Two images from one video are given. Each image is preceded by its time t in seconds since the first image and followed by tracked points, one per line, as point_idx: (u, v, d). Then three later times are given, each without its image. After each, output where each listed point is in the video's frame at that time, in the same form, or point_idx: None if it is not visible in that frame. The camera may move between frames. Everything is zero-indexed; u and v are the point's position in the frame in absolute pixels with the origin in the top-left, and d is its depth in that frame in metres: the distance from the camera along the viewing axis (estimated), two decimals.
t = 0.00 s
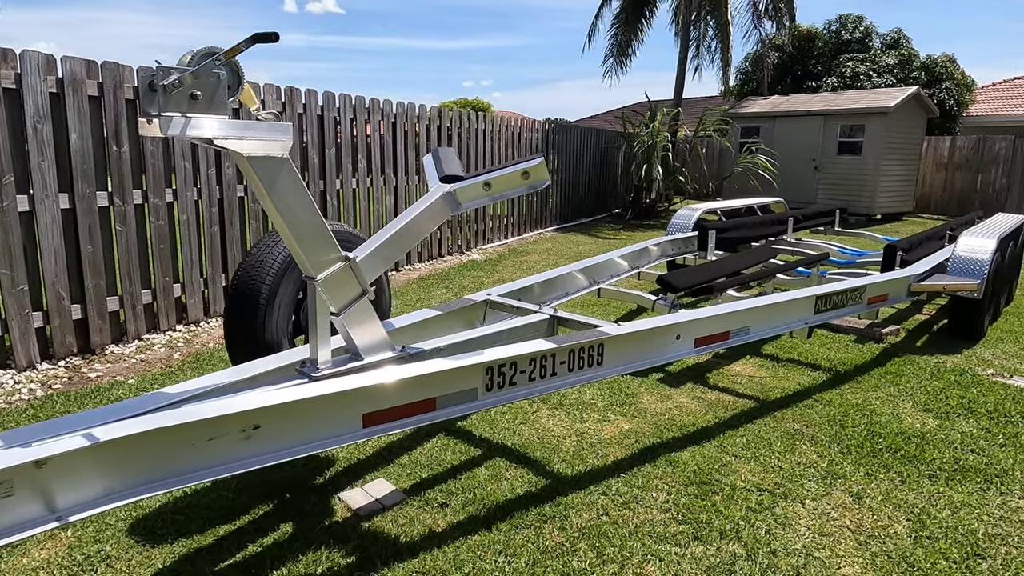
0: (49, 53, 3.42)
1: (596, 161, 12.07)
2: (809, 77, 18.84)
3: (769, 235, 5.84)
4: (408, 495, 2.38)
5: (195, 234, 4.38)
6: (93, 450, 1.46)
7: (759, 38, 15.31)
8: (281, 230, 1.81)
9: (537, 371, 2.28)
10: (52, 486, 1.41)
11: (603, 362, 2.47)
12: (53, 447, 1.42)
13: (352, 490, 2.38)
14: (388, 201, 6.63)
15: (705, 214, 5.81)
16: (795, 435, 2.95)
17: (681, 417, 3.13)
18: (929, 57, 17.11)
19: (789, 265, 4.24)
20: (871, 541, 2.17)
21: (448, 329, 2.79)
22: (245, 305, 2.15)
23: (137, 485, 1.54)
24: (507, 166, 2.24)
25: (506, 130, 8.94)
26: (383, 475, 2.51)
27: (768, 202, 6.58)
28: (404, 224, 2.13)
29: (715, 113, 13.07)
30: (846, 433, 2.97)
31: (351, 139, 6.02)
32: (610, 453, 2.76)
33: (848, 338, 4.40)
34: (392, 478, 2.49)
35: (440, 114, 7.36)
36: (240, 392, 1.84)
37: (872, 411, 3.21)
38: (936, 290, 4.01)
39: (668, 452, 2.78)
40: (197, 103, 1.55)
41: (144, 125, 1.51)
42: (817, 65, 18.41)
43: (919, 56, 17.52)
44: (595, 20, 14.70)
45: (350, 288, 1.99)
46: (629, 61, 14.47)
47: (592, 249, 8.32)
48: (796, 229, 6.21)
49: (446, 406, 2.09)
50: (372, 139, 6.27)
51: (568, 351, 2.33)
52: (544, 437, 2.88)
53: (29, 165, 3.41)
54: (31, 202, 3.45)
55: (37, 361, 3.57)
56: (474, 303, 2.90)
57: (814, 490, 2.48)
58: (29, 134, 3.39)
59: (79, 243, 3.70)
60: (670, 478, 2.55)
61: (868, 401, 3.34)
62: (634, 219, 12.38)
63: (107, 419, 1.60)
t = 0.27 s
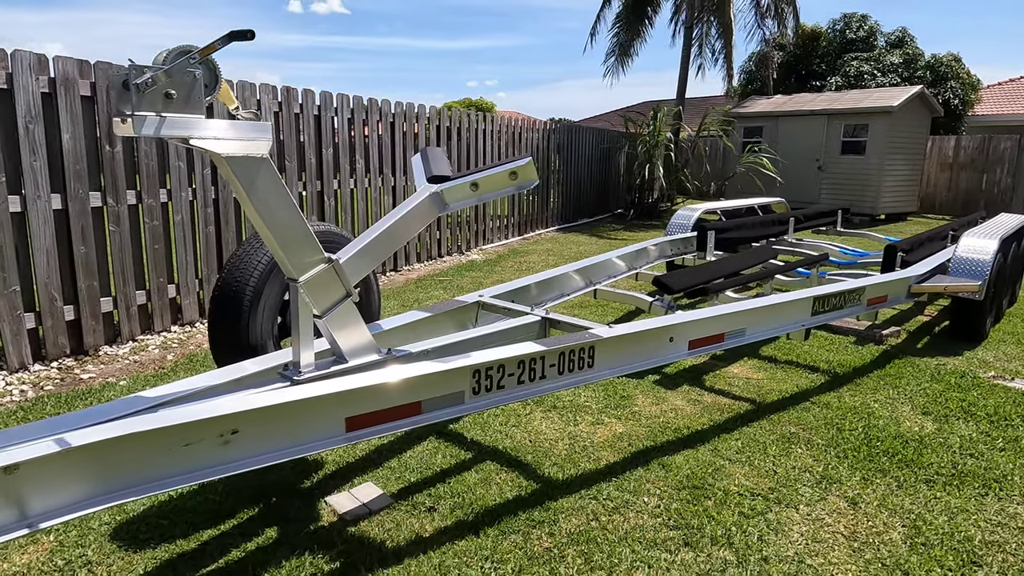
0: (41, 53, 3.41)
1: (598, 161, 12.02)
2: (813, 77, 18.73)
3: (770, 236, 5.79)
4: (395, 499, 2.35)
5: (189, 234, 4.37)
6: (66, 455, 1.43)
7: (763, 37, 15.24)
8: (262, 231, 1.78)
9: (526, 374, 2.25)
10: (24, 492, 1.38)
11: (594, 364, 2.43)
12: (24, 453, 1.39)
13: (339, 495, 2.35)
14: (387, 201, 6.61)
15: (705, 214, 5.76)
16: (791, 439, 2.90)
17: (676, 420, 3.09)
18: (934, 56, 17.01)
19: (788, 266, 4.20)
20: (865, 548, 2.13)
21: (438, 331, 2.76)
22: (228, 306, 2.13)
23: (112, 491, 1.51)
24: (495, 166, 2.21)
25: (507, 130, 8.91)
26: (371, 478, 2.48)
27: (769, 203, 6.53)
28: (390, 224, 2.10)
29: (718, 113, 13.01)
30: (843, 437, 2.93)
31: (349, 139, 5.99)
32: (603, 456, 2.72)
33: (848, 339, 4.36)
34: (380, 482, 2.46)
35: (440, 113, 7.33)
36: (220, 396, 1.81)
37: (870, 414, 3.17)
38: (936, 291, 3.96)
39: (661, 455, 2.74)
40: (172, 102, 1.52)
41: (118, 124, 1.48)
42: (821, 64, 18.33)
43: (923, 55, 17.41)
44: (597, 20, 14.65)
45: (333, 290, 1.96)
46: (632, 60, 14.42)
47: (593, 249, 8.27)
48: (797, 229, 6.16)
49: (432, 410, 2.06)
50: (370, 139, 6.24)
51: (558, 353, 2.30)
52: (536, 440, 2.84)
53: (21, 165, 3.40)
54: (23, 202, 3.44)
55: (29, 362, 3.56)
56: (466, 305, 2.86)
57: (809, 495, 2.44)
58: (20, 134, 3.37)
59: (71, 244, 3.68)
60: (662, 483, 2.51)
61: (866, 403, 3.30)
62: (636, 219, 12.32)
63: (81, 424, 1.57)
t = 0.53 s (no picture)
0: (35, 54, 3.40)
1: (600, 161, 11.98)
2: (817, 76, 18.65)
3: (771, 237, 5.74)
4: (387, 504, 2.33)
5: (186, 235, 4.35)
6: (44, 463, 1.40)
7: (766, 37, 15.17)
8: (247, 234, 1.76)
9: (518, 378, 2.22)
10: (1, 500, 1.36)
11: (588, 368, 2.40)
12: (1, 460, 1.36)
13: (330, 500, 2.32)
14: (386, 202, 6.58)
15: (705, 215, 5.73)
16: (789, 443, 2.87)
17: (673, 424, 3.06)
18: (939, 56, 16.92)
19: (788, 267, 4.16)
20: (861, 556, 2.10)
21: (431, 334, 2.73)
22: (217, 310, 2.11)
23: (92, 499, 1.49)
24: (487, 168, 2.18)
25: (508, 130, 8.88)
26: (362, 483, 2.46)
27: (771, 203, 6.48)
28: (380, 227, 2.07)
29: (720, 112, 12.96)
30: (841, 441, 2.90)
31: (347, 139, 5.97)
32: (598, 461, 2.69)
33: (849, 342, 4.32)
34: (372, 487, 2.44)
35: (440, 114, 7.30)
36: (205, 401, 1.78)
37: (870, 418, 3.13)
38: (938, 293, 3.91)
39: (657, 460, 2.71)
40: (153, 104, 1.49)
41: (98, 126, 1.45)
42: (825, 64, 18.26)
43: (928, 55, 17.32)
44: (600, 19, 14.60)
45: (321, 294, 1.94)
46: (634, 60, 14.37)
47: (594, 250, 8.24)
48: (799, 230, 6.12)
49: (422, 415, 2.03)
50: (370, 139, 6.22)
51: (551, 357, 2.27)
52: (531, 445, 2.82)
53: (16, 166, 3.38)
54: (17, 204, 3.42)
55: (23, 364, 3.54)
56: (461, 307, 2.84)
57: (806, 502, 2.41)
58: (14, 135, 3.36)
59: (66, 246, 3.67)
60: (657, 488, 2.48)
61: (866, 407, 3.26)
62: (639, 219, 12.28)
63: (61, 431, 1.54)
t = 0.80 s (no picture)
0: (40, 54, 3.40)
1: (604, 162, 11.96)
2: (822, 77, 18.59)
3: (776, 237, 5.71)
4: (389, 505, 2.32)
5: (189, 236, 4.35)
6: (45, 463, 1.40)
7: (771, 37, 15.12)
8: (249, 235, 1.75)
9: (521, 379, 2.21)
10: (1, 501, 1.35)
11: (591, 369, 2.39)
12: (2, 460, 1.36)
13: (332, 500, 2.32)
14: (390, 202, 6.58)
15: (710, 215, 5.71)
16: (794, 445, 2.85)
17: (677, 425, 3.04)
18: (945, 56, 16.85)
19: (793, 268, 4.13)
20: (866, 560, 2.08)
21: (434, 334, 2.72)
22: (219, 310, 2.10)
23: (93, 499, 1.49)
24: (490, 168, 2.17)
25: (512, 130, 8.87)
26: (365, 484, 2.45)
27: (776, 204, 6.46)
28: (383, 226, 2.07)
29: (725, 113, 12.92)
30: (846, 443, 2.88)
31: (351, 139, 5.97)
32: (601, 462, 2.68)
33: (853, 343, 4.30)
34: (374, 488, 2.43)
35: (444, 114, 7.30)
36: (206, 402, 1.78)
37: (875, 420, 3.11)
38: (944, 294, 3.89)
39: (661, 461, 2.70)
40: (155, 103, 1.49)
41: (99, 126, 1.45)
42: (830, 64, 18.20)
43: (934, 55, 17.25)
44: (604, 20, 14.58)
45: (323, 294, 1.93)
46: (638, 60, 14.35)
47: (598, 250, 8.22)
48: (803, 231, 6.10)
49: (424, 416, 2.02)
50: (373, 139, 6.21)
51: (554, 358, 2.26)
52: (534, 446, 2.81)
53: (20, 166, 3.39)
54: (21, 203, 3.43)
55: (27, 364, 3.55)
56: (464, 308, 2.83)
57: (811, 504, 2.39)
58: (19, 135, 3.36)
59: (70, 246, 3.67)
60: (661, 490, 2.47)
61: (872, 409, 3.24)
62: (643, 220, 12.25)
63: (62, 431, 1.54)
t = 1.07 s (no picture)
0: (52, 56, 3.43)
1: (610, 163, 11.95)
2: (829, 77, 18.53)
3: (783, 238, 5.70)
4: (399, 506, 2.32)
5: (198, 236, 4.38)
6: (60, 462, 1.41)
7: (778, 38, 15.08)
8: (262, 235, 1.76)
9: (530, 380, 2.22)
10: (18, 499, 1.36)
11: (601, 370, 2.39)
12: (18, 459, 1.37)
13: (342, 500, 2.32)
14: (397, 202, 6.59)
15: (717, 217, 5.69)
16: (803, 447, 2.85)
17: (685, 427, 3.04)
18: (953, 56, 16.77)
19: (801, 270, 4.12)
20: (877, 562, 2.07)
21: (443, 335, 2.73)
22: (231, 310, 2.11)
23: (107, 498, 1.50)
24: (500, 169, 2.17)
25: (519, 131, 8.87)
26: (374, 484, 2.46)
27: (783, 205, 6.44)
28: (393, 227, 2.07)
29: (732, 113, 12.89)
30: (856, 445, 2.87)
31: (358, 140, 5.98)
32: (609, 463, 2.68)
33: (862, 345, 4.28)
34: (384, 488, 2.44)
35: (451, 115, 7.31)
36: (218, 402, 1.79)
37: (884, 422, 3.10)
38: (954, 296, 3.87)
39: (669, 463, 2.70)
40: (170, 105, 1.49)
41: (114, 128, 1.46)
42: (837, 65, 18.14)
43: (942, 55, 17.17)
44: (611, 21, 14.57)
45: (334, 295, 1.94)
46: (645, 61, 14.33)
47: (604, 251, 8.21)
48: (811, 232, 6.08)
49: (434, 416, 2.03)
50: (380, 140, 6.23)
51: (564, 359, 2.26)
52: (542, 447, 2.81)
53: (32, 167, 3.41)
54: (33, 204, 3.45)
55: (38, 363, 3.57)
56: (473, 309, 2.83)
57: (820, 506, 2.38)
58: (31, 136, 3.39)
59: (81, 246, 3.69)
60: (670, 491, 2.47)
61: (881, 411, 3.23)
62: (649, 221, 12.24)
63: (77, 431, 1.55)
